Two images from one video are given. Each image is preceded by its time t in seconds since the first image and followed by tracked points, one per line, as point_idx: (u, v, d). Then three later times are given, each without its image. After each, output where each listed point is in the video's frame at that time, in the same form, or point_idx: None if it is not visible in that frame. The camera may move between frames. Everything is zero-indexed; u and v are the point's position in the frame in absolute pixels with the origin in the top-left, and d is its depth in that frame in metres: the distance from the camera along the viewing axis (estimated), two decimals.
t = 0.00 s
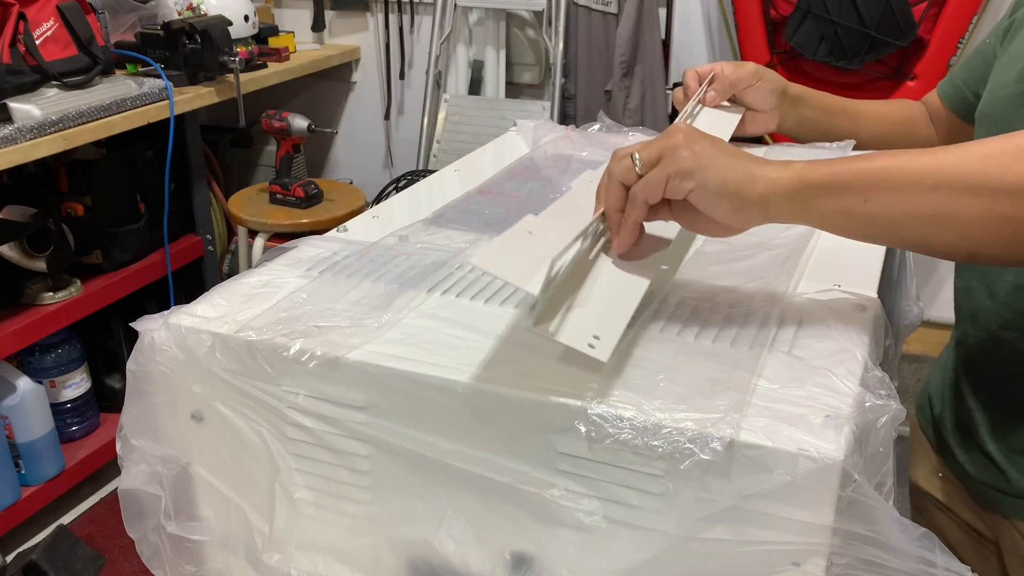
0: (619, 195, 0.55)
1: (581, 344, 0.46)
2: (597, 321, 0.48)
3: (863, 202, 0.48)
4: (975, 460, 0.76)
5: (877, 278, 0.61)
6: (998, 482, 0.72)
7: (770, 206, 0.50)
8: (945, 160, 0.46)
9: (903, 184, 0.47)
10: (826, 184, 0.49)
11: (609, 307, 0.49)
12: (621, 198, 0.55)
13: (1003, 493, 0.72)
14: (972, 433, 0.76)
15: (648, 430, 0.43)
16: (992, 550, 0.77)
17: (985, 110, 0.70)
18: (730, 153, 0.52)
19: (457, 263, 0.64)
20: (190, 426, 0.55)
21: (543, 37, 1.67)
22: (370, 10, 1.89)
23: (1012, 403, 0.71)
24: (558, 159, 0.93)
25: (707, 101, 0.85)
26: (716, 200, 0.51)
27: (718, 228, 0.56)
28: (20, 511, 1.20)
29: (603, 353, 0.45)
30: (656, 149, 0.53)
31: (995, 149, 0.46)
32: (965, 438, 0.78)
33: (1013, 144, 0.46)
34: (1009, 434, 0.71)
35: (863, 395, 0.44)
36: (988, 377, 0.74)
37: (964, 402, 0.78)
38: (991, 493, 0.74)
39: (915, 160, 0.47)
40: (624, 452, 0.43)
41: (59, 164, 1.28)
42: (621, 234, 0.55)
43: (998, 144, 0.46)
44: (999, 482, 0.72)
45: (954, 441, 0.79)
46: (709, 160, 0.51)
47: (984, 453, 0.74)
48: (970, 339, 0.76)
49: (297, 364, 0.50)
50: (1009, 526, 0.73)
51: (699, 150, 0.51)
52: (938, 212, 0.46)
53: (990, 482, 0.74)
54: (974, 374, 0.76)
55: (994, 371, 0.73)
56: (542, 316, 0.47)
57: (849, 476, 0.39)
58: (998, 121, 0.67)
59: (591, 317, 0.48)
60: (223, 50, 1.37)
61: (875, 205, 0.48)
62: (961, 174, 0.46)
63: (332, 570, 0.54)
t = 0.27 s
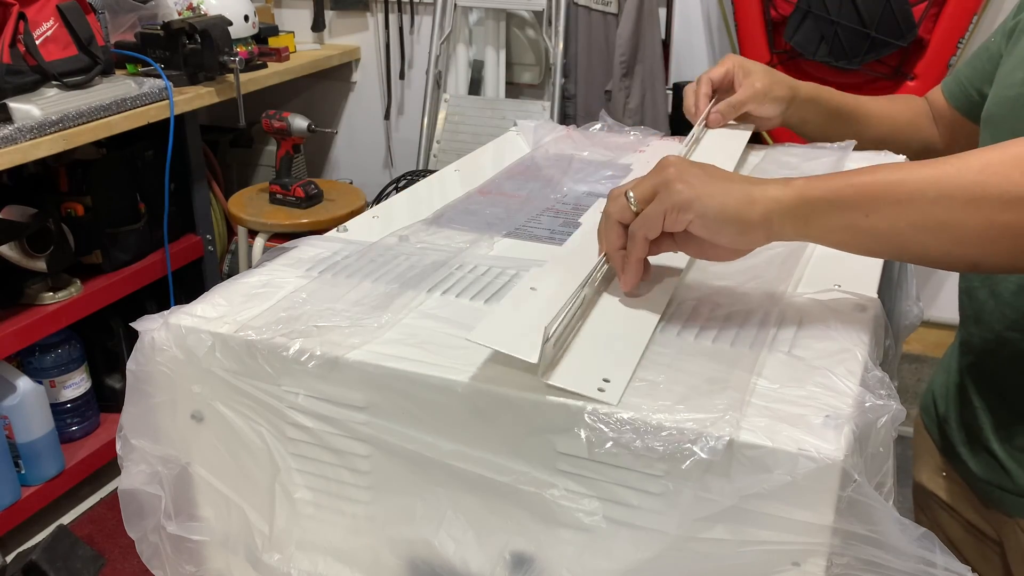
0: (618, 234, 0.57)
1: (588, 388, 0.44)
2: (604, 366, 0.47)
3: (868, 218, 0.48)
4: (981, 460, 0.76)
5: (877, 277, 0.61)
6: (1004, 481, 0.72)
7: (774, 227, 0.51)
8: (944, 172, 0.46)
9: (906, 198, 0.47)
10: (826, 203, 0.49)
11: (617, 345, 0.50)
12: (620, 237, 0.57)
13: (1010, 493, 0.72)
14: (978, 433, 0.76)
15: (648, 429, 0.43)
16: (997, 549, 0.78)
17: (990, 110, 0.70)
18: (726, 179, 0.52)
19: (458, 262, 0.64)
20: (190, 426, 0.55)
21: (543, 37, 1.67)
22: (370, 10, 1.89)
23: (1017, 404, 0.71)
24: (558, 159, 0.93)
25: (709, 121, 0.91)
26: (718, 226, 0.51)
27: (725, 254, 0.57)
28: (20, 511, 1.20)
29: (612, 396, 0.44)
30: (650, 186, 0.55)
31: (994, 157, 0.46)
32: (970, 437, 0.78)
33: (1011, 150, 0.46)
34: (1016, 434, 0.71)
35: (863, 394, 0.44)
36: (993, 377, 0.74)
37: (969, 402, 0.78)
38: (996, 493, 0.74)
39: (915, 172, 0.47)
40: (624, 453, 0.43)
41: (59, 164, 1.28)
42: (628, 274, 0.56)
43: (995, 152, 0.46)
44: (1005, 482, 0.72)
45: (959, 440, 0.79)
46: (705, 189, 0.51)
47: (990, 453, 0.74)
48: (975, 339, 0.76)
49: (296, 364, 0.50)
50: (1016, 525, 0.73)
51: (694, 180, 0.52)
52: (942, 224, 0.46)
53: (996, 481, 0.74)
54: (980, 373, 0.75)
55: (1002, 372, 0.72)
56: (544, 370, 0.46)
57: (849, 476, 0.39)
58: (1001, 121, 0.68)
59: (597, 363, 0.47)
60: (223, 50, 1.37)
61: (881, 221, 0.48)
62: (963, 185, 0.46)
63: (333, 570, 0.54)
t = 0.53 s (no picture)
0: (614, 246, 0.57)
1: (582, 393, 0.45)
2: (600, 370, 0.47)
3: (868, 223, 0.48)
4: (982, 460, 0.76)
5: (877, 277, 0.61)
6: (1005, 480, 0.73)
7: (773, 233, 0.51)
8: (939, 175, 0.47)
9: (905, 203, 0.47)
10: (825, 209, 0.49)
11: (615, 350, 0.50)
12: (615, 250, 0.57)
13: (1011, 492, 0.72)
14: (979, 431, 0.76)
15: (648, 429, 0.43)
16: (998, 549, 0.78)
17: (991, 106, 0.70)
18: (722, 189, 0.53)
19: (459, 262, 0.64)
20: (189, 427, 0.55)
21: (543, 37, 1.67)
22: (370, 10, 1.89)
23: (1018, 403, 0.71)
24: (559, 159, 0.93)
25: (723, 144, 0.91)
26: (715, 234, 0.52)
27: (726, 262, 0.57)
28: (20, 511, 1.20)
29: (607, 400, 0.44)
30: (646, 201, 0.55)
31: (990, 159, 0.46)
32: (971, 435, 0.77)
33: (1008, 152, 0.46)
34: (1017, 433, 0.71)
35: (863, 395, 0.44)
36: (993, 377, 0.74)
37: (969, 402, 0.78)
38: (997, 492, 0.74)
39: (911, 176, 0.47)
40: (623, 454, 0.43)
41: (60, 163, 1.28)
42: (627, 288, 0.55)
43: (991, 154, 0.46)
44: (1006, 481, 0.72)
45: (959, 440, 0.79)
46: (701, 200, 0.52)
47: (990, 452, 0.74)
48: (975, 339, 0.76)
49: (296, 364, 0.50)
50: (1016, 524, 0.73)
51: (689, 190, 0.53)
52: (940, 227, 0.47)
53: (997, 480, 0.74)
54: (980, 373, 0.75)
55: (1003, 371, 0.72)
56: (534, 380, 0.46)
57: (849, 476, 0.39)
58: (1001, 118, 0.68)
59: (593, 368, 0.47)
60: (223, 50, 1.37)
61: (881, 225, 0.48)
62: (961, 187, 0.46)
63: (333, 570, 0.54)
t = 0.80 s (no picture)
0: (668, 218, 0.53)
1: (583, 393, 0.45)
2: (598, 370, 0.47)
3: (916, 225, 0.48)
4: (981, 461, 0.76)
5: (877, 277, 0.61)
6: (1004, 481, 0.73)
7: (824, 221, 0.49)
8: (988, 193, 0.47)
9: (946, 212, 0.48)
10: (879, 205, 0.48)
11: (612, 350, 0.50)
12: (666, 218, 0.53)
13: (1010, 492, 0.72)
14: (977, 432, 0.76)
15: (648, 429, 0.43)
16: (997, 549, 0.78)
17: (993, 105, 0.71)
18: (776, 170, 0.51)
19: (459, 262, 0.64)
20: (189, 427, 0.55)
21: (543, 36, 1.67)
22: (370, 10, 1.89)
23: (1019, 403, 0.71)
24: (559, 159, 0.93)
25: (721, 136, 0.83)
26: (764, 216, 0.50)
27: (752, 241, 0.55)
28: (20, 511, 1.21)
29: (608, 400, 0.44)
30: (704, 173, 0.52)
31: None
32: (968, 433, 0.77)
33: None
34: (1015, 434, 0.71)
35: (863, 395, 0.44)
36: (991, 378, 0.74)
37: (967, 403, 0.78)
38: (996, 493, 0.74)
39: (963, 189, 0.48)
40: (623, 454, 0.43)
41: (60, 164, 1.28)
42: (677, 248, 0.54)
43: None
44: (1006, 482, 0.72)
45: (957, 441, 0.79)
46: (765, 184, 0.50)
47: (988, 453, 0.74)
48: (973, 339, 0.76)
49: (296, 364, 0.50)
50: (1016, 524, 0.73)
51: (748, 170, 0.51)
52: (981, 240, 0.48)
53: (996, 481, 0.74)
54: (978, 375, 0.75)
55: (1001, 372, 0.72)
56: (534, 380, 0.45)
57: (849, 476, 0.39)
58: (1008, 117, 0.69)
59: (589, 368, 0.47)
60: (224, 50, 1.37)
61: (928, 229, 0.48)
62: (1008, 205, 0.47)
63: (333, 570, 0.54)
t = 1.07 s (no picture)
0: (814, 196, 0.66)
1: (583, 394, 0.45)
2: (598, 371, 0.47)
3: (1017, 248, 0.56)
4: (981, 465, 0.76)
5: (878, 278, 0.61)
6: (1006, 484, 0.73)
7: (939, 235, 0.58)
8: None
9: None
10: (986, 229, 0.56)
11: (612, 351, 0.50)
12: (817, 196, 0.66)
13: (1012, 496, 0.73)
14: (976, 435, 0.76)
15: (647, 429, 0.43)
16: (998, 553, 0.79)
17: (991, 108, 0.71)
18: (908, 178, 0.58)
19: (459, 263, 0.64)
20: (189, 427, 0.55)
21: (543, 37, 1.67)
22: (370, 10, 1.88)
23: (1016, 408, 0.71)
24: (560, 159, 0.93)
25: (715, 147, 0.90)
26: (878, 217, 0.60)
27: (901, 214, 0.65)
28: (20, 511, 1.21)
29: (609, 400, 0.44)
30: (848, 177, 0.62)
31: None
32: (969, 439, 0.78)
33: None
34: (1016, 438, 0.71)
35: (863, 395, 0.44)
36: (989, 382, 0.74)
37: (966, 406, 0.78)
38: (997, 496, 0.74)
39: None
40: (623, 454, 0.43)
41: (59, 163, 1.28)
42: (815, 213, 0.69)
43: None
44: (1008, 485, 0.73)
45: (956, 445, 0.79)
46: (892, 196, 0.58)
47: (989, 457, 0.75)
48: (970, 343, 0.76)
49: (296, 364, 0.50)
50: (1019, 527, 0.74)
51: (882, 181, 0.59)
52: None
53: (998, 484, 0.74)
54: (977, 380, 0.75)
55: (1000, 375, 0.73)
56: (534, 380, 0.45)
57: (849, 477, 0.39)
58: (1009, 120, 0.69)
59: (589, 368, 0.47)
60: (223, 50, 1.37)
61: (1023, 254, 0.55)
62: None
63: (333, 570, 0.54)
